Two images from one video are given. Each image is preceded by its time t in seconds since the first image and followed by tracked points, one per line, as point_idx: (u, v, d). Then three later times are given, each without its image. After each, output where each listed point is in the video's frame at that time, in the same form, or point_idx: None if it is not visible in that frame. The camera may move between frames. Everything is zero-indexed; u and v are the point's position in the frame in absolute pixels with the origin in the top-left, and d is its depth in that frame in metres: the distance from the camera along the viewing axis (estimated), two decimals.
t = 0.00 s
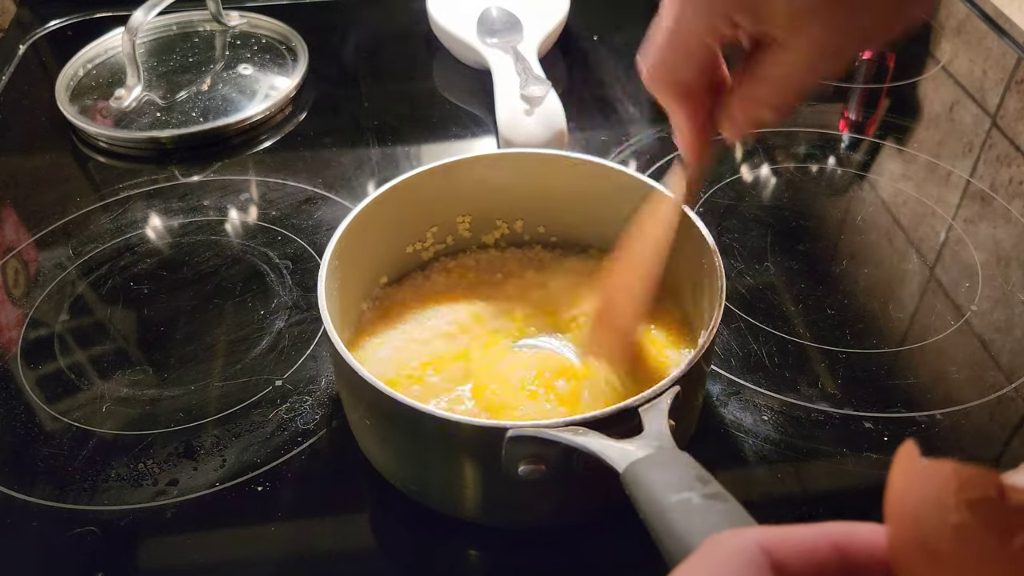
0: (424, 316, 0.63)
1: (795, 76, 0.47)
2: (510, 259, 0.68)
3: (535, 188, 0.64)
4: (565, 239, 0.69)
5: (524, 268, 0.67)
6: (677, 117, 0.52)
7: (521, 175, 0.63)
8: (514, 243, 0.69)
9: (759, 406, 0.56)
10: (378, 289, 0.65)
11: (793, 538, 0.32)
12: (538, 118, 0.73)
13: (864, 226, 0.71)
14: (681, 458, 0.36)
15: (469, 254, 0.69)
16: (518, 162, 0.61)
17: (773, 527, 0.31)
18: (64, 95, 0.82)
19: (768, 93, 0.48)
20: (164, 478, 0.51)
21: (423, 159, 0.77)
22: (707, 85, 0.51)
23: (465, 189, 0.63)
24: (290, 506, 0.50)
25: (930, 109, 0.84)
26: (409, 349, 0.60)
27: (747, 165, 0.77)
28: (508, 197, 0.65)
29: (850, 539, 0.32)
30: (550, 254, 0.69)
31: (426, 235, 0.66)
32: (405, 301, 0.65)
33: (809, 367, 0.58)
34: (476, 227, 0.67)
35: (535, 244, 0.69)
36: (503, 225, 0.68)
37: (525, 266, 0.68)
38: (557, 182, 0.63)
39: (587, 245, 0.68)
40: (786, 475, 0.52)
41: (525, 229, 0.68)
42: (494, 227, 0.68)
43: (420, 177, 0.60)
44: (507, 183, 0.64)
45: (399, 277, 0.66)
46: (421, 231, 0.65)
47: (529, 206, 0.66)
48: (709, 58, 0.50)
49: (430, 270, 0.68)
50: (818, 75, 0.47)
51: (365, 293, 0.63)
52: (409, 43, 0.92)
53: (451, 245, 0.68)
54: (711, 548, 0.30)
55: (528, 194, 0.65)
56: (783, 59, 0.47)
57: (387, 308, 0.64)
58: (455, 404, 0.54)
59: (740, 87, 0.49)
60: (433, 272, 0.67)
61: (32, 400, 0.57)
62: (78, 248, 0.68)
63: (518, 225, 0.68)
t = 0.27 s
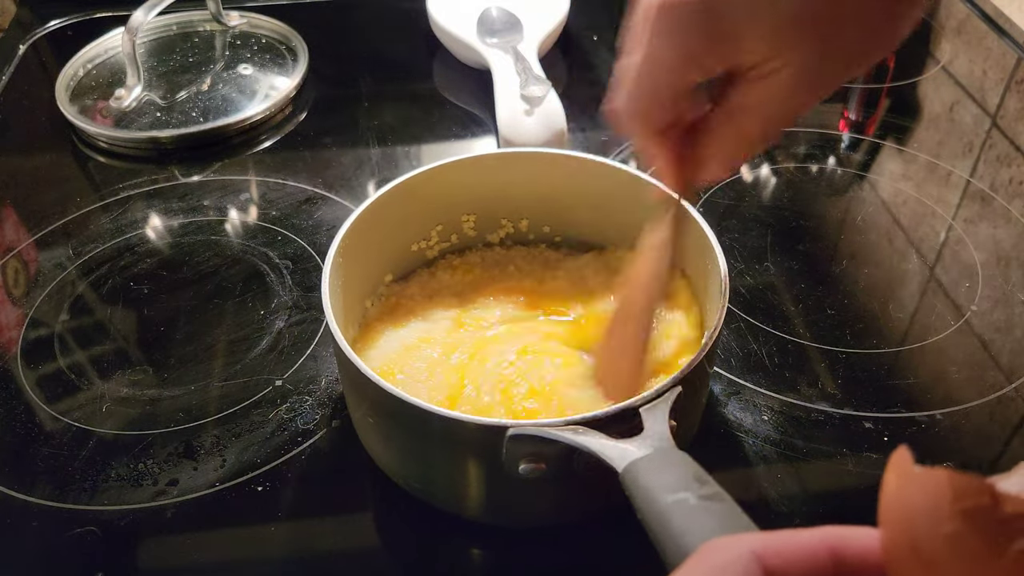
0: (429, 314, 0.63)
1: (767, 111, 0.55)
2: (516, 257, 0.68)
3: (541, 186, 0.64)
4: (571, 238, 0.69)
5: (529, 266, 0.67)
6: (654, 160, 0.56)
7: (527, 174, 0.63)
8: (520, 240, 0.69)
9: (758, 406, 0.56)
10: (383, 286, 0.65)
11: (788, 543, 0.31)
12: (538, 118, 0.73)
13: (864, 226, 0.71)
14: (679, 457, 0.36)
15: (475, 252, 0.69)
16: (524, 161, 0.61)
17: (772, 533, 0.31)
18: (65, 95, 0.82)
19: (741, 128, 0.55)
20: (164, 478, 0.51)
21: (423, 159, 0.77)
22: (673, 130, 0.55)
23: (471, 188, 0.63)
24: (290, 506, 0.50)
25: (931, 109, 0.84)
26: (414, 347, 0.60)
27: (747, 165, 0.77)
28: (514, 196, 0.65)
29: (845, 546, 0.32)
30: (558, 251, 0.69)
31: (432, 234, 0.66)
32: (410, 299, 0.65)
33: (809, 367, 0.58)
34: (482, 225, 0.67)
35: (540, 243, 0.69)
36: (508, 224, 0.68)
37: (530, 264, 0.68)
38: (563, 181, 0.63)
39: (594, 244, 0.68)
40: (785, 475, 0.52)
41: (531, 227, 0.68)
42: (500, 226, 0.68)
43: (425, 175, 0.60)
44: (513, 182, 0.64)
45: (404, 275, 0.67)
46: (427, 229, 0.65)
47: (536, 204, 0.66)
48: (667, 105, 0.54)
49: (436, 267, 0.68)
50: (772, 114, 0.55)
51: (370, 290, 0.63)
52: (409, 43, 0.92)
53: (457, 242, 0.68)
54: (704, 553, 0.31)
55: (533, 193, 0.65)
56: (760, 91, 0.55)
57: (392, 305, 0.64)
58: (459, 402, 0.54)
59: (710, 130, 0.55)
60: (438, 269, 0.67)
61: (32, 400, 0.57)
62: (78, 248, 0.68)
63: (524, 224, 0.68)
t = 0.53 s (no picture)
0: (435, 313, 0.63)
1: (750, 91, 0.54)
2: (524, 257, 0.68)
3: (548, 185, 0.64)
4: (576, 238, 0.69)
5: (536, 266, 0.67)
6: (641, 146, 0.56)
7: (534, 173, 0.63)
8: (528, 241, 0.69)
9: (758, 406, 0.56)
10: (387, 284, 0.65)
11: (790, 540, 0.31)
12: (538, 118, 0.73)
13: (864, 226, 0.71)
14: (683, 457, 0.36)
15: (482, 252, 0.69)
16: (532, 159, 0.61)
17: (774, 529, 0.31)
18: (65, 95, 0.82)
19: (744, 100, 0.54)
20: (165, 478, 0.51)
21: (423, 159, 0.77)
22: (661, 116, 0.55)
23: (478, 188, 0.63)
24: (290, 506, 0.50)
25: (931, 109, 0.84)
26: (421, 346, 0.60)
27: (747, 165, 0.77)
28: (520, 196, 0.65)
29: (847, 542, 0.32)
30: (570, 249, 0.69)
31: (438, 233, 0.66)
32: (418, 297, 0.65)
33: (810, 367, 0.58)
34: (489, 224, 0.67)
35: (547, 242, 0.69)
36: (516, 223, 0.68)
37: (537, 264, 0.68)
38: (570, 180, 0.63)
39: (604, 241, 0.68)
40: (786, 475, 0.52)
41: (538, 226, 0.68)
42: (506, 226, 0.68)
43: (433, 174, 0.60)
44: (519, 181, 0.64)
45: (410, 274, 0.67)
46: (433, 228, 0.65)
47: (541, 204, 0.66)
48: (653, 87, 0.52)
49: (442, 266, 0.68)
50: (718, 139, 0.55)
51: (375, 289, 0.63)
52: (409, 43, 0.92)
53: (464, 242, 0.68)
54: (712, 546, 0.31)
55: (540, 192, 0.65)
56: (745, 77, 0.54)
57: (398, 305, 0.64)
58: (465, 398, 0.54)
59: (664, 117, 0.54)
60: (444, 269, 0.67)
61: (32, 400, 0.57)
62: (78, 248, 0.68)
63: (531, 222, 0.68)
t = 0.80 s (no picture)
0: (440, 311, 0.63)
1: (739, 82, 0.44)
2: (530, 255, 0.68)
3: (554, 184, 0.64)
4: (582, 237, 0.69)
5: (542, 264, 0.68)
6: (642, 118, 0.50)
7: (540, 172, 0.63)
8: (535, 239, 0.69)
9: (759, 406, 0.56)
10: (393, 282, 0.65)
11: (784, 543, 0.31)
12: (538, 118, 0.73)
13: (865, 226, 0.71)
14: (683, 457, 0.36)
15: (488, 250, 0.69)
16: (538, 158, 0.61)
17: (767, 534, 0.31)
18: (65, 95, 0.82)
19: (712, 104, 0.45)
20: (164, 478, 0.51)
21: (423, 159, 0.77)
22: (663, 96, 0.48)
23: (483, 186, 0.63)
24: (290, 506, 0.50)
25: (931, 109, 0.84)
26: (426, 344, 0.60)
27: (747, 165, 0.77)
28: (526, 195, 0.65)
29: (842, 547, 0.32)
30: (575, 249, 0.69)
31: (444, 231, 0.66)
32: (424, 295, 0.65)
33: (810, 366, 0.58)
34: (496, 222, 0.67)
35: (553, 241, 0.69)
36: (522, 222, 0.68)
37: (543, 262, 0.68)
38: (576, 179, 0.63)
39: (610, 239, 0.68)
40: (786, 475, 0.51)
41: (544, 225, 0.68)
42: (512, 224, 0.68)
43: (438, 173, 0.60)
44: (524, 180, 0.64)
45: (416, 272, 0.67)
46: (439, 226, 0.65)
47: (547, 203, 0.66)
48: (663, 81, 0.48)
49: (448, 264, 0.68)
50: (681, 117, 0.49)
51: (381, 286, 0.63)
52: (409, 43, 0.92)
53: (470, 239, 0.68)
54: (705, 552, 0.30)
55: (545, 191, 0.65)
56: (736, 64, 0.44)
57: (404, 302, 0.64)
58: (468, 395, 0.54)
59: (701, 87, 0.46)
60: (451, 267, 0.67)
61: (32, 400, 0.56)
62: (78, 248, 0.68)
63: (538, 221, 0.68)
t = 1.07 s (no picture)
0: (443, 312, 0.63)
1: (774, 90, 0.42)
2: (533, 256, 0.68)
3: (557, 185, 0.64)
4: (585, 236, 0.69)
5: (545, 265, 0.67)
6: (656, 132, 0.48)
7: (543, 172, 0.63)
8: (538, 240, 0.69)
9: (759, 407, 0.56)
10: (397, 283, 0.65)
11: (794, 542, 0.31)
12: (538, 118, 0.73)
13: (865, 226, 0.71)
14: (692, 458, 0.36)
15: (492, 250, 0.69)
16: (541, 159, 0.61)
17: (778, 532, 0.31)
18: (64, 95, 0.82)
19: (758, 104, 0.42)
20: (164, 478, 0.51)
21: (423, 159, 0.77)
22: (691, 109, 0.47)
23: (486, 187, 0.63)
24: (290, 506, 0.50)
25: (931, 109, 0.84)
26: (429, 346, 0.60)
27: (747, 165, 0.77)
28: (529, 196, 0.65)
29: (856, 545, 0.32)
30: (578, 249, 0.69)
31: (447, 231, 0.65)
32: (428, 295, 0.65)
33: (810, 366, 0.58)
34: (500, 223, 0.67)
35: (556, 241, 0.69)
36: (524, 222, 0.68)
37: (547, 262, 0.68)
38: (579, 180, 0.63)
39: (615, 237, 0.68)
40: (786, 475, 0.51)
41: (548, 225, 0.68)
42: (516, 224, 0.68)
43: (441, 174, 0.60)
44: (528, 180, 0.63)
45: (420, 272, 0.67)
46: (442, 227, 0.65)
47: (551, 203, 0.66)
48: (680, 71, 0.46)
49: (452, 265, 0.68)
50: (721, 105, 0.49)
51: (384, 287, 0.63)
52: (409, 43, 0.92)
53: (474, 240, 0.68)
54: (717, 551, 0.30)
55: (548, 192, 0.65)
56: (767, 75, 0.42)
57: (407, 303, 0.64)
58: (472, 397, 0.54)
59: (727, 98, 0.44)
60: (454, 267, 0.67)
61: (31, 400, 0.56)
62: (78, 248, 0.68)
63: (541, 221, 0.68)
